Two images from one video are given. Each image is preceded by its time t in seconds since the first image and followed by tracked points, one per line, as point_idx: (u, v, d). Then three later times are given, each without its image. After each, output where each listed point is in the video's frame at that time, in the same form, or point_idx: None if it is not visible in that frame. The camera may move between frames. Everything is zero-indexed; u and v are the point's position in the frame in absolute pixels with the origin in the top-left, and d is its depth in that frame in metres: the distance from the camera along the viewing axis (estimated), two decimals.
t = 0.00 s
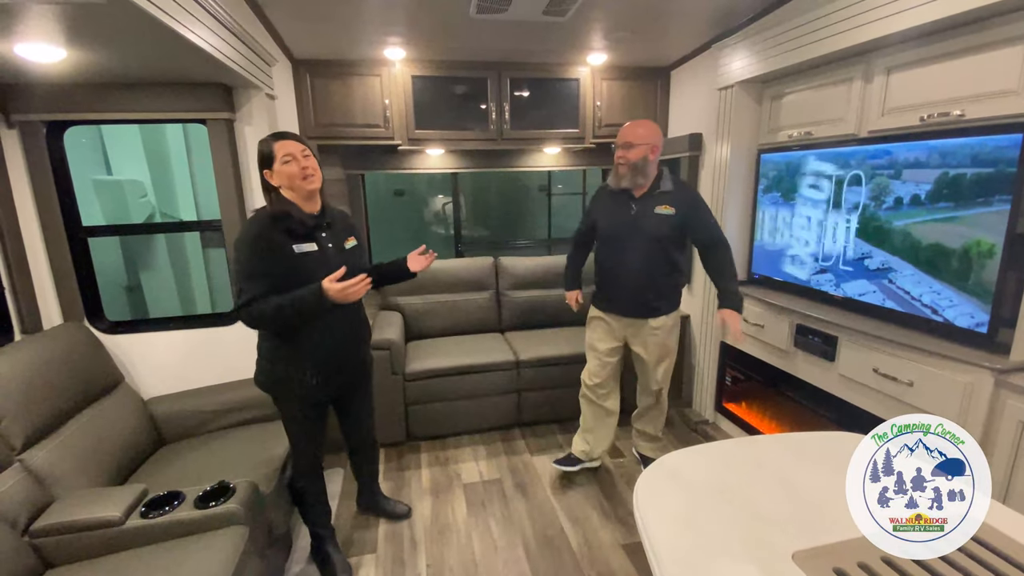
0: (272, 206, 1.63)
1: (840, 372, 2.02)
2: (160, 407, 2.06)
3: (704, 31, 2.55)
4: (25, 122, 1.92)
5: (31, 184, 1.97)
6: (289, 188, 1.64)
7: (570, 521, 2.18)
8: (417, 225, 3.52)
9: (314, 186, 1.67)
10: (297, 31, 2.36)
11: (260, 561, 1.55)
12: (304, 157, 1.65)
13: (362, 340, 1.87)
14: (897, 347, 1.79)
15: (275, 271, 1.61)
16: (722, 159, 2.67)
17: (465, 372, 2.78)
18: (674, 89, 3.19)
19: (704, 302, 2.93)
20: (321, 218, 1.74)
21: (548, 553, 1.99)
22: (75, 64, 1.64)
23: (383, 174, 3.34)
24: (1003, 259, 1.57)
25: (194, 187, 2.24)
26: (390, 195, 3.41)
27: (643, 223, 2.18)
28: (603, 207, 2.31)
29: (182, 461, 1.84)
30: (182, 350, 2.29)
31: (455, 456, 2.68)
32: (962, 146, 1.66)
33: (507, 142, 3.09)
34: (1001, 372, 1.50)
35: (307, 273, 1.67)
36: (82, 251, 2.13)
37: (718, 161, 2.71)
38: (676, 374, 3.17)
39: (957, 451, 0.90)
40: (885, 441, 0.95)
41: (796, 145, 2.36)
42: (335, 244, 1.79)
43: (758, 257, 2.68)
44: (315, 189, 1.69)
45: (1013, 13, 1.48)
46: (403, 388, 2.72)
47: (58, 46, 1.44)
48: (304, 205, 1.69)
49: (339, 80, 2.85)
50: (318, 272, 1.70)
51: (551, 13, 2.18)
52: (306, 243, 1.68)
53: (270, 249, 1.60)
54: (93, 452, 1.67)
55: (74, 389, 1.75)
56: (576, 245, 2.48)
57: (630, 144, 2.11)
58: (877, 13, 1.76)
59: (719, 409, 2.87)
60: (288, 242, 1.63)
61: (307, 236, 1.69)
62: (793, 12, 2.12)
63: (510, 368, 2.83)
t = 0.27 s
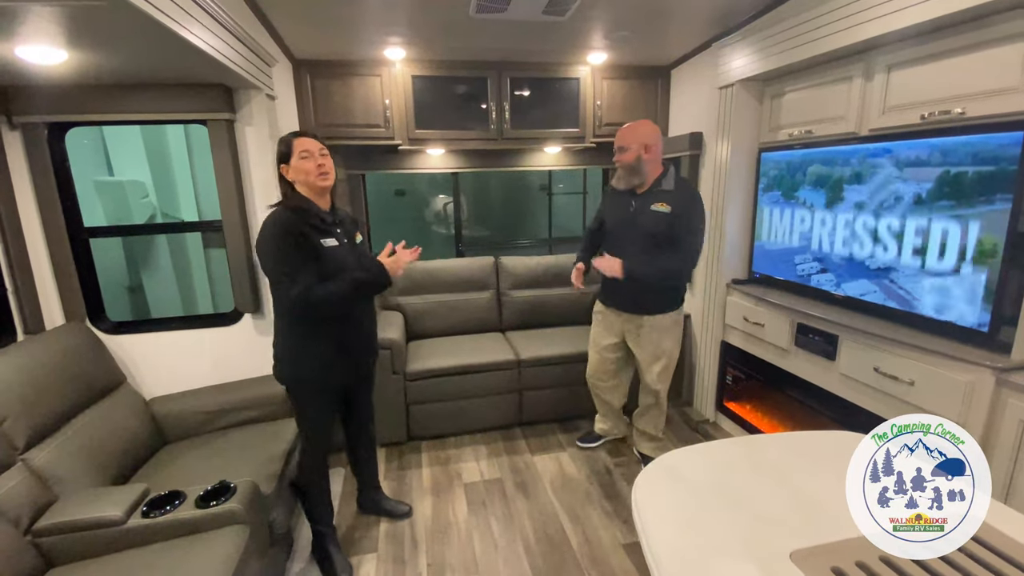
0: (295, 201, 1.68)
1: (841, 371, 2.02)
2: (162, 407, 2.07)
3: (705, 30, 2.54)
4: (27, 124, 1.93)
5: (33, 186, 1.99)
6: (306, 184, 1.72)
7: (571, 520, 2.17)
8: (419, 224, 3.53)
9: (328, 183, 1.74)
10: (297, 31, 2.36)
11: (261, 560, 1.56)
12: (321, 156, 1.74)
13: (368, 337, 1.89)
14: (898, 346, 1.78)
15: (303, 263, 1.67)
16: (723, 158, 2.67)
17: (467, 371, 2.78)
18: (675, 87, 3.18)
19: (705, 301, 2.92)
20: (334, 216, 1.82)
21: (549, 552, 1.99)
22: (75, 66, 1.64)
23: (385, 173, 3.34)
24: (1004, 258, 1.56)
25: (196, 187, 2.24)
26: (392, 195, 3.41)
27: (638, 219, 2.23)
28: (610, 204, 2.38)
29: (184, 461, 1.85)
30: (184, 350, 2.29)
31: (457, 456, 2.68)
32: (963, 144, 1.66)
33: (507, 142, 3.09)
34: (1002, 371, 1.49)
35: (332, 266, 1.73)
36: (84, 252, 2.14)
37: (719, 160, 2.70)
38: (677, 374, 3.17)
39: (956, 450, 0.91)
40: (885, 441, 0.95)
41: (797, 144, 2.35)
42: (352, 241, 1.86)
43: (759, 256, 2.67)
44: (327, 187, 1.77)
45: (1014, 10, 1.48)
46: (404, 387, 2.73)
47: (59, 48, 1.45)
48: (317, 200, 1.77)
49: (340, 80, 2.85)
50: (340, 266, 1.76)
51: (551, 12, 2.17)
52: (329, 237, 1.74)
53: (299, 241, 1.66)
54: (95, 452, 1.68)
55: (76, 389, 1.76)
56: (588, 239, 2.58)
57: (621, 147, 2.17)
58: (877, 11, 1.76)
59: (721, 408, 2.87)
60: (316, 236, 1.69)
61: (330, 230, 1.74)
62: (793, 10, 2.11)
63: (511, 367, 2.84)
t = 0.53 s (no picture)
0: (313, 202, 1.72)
1: (840, 369, 2.01)
2: (163, 407, 2.08)
3: (703, 28, 2.53)
4: (28, 126, 1.95)
5: (34, 188, 2.00)
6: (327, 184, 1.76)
7: (571, 519, 2.18)
8: (420, 224, 3.54)
9: (345, 187, 1.81)
10: (296, 32, 2.37)
11: (260, 559, 1.57)
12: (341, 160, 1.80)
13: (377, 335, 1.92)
14: (897, 344, 1.78)
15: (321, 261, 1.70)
16: (722, 156, 2.66)
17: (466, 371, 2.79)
18: (675, 86, 3.18)
19: (705, 299, 2.92)
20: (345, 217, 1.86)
21: (548, 551, 2.00)
22: (74, 69, 1.65)
23: (386, 173, 3.35)
24: (1002, 257, 1.56)
25: (196, 188, 2.25)
26: (393, 195, 3.41)
27: (627, 214, 2.33)
28: (603, 201, 2.45)
29: (185, 460, 1.86)
30: (185, 350, 2.31)
31: (457, 455, 2.69)
32: (962, 142, 1.65)
33: (506, 141, 3.09)
34: (1001, 369, 1.49)
35: (347, 265, 1.78)
36: (86, 253, 2.15)
37: (718, 158, 2.70)
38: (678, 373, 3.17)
39: (957, 450, 0.90)
40: (885, 441, 0.95)
41: (796, 142, 2.34)
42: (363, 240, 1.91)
43: (758, 255, 2.67)
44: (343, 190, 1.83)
45: (1013, 7, 1.47)
46: (404, 387, 2.74)
47: (58, 52, 1.46)
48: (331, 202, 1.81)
49: (339, 81, 2.86)
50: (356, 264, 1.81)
51: (549, 12, 2.17)
52: (343, 237, 1.78)
53: (316, 241, 1.68)
54: (96, 451, 1.69)
55: (77, 390, 1.77)
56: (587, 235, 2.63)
57: (611, 146, 2.26)
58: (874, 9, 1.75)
59: (721, 407, 2.87)
60: (332, 236, 1.74)
61: (343, 230, 1.79)
62: (792, 7, 2.10)
63: (511, 366, 2.84)
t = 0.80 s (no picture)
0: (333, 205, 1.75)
1: (837, 366, 2.02)
2: (165, 407, 2.10)
3: (701, 27, 2.54)
4: (30, 130, 1.97)
5: (37, 190, 2.03)
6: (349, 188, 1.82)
7: (569, 517, 2.19)
8: (421, 223, 3.55)
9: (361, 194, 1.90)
10: (294, 34, 2.38)
11: (260, 556, 1.58)
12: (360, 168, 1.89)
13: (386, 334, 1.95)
14: (893, 342, 1.78)
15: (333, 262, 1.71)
16: (720, 154, 2.67)
17: (466, 369, 2.81)
18: (674, 84, 3.18)
19: (704, 298, 2.93)
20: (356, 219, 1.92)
21: (546, 548, 2.01)
22: (74, 72, 1.67)
23: (387, 173, 3.37)
24: (996, 255, 1.56)
25: (198, 189, 2.27)
26: (393, 195, 3.43)
27: (611, 212, 2.36)
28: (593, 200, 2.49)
29: (187, 459, 1.88)
30: (186, 350, 2.33)
31: (457, 453, 2.70)
32: (957, 140, 1.65)
33: (505, 141, 3.10)
34: (995, 366, 1.49)
35: (357, 266, 1.78)
36: (88, 254, 2.17)
37: (716, 156, 2.70)
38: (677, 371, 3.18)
39: (956, 452, 0.73)
40: (885, 440, 0.82)
41: (794, 140, 2.34)
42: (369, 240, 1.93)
43: (756, 253, 2.67)
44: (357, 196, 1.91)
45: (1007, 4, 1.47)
46: (404, 386, 2.76)
47: (58, 56, 1.48)
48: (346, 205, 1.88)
49: (339, 82, 2.88)
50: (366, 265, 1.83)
51: (546, 12, 2.18)
52: (353, 237, 1.79)
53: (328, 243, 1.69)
54: (99, 450, 1.72)
55: (80, 389, 1.79)
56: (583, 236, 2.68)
57: (600, 144, 2.31)
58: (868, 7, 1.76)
59: (720, 405, 2.88)
60: (342, 236, 1.74)
61: (353, 231, 1.80)
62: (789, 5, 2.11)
63: (510, 365, 2.86)
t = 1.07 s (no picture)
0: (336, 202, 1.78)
1: (834, 363, 2.02)
2: (167, 405, 2.13)
3: (699, 25, 2.54)
4: (31, 133, 2.00)
5: (39, 193, 2.06)
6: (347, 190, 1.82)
7: (568, 514, 2.21)
8: (423, 223, 3.57)
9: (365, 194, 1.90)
10: (292, 35, 2.40)
11: (260, 552, 1.61)
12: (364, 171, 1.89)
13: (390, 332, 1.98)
14: (890, 339, 1.78)
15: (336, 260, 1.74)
16: (717, 151, 2.67)
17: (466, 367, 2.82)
18: (672, 82, 3.18)
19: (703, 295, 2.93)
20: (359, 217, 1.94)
21: (544, 545, 2.03)
22: (73, 76, 1.69)
23: (387, 173, 3.39)
24: (991, 251, 1.56)
25: (199, 191, 2.29)
26: (393, 195, 3.45)
27: (601, 212, 2.44)
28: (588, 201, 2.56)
29: (189, 456, 1.91)
30: (190, 349, 2.36)
31: (457, 451, 2.72)
32: (953, 136, 1.66)
33: (504, 140, 3.11)
34: (989, 362, 1.50)
35: (360, 262, 1.81)
36: (91, 255, 2.20)
37: (714, 153, 2.70)
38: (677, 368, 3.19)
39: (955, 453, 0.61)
40: (885, 440, 0.69)
41: (791, 137, 2.34)
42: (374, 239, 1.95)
43: (754, 250, 2.68)
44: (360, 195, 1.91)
45: None
46: (404, 384, 2.78)
47: (58, 61, 1.50)
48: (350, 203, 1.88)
49: (338, 82, 2.90)
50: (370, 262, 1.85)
51: (542, 11, 2.19)
52: (356, 234, 1.82)
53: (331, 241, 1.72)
54: (101, 448, 1.74)
55: (83, 389, 1.82)
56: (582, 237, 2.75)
57: (595, 140, 2.36)
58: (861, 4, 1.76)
59: (719, 402, 2.88)
60: (345, 233, 1.76)
61: (356, 228, 1.83)
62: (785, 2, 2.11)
63: (510, 363, 2.87)
